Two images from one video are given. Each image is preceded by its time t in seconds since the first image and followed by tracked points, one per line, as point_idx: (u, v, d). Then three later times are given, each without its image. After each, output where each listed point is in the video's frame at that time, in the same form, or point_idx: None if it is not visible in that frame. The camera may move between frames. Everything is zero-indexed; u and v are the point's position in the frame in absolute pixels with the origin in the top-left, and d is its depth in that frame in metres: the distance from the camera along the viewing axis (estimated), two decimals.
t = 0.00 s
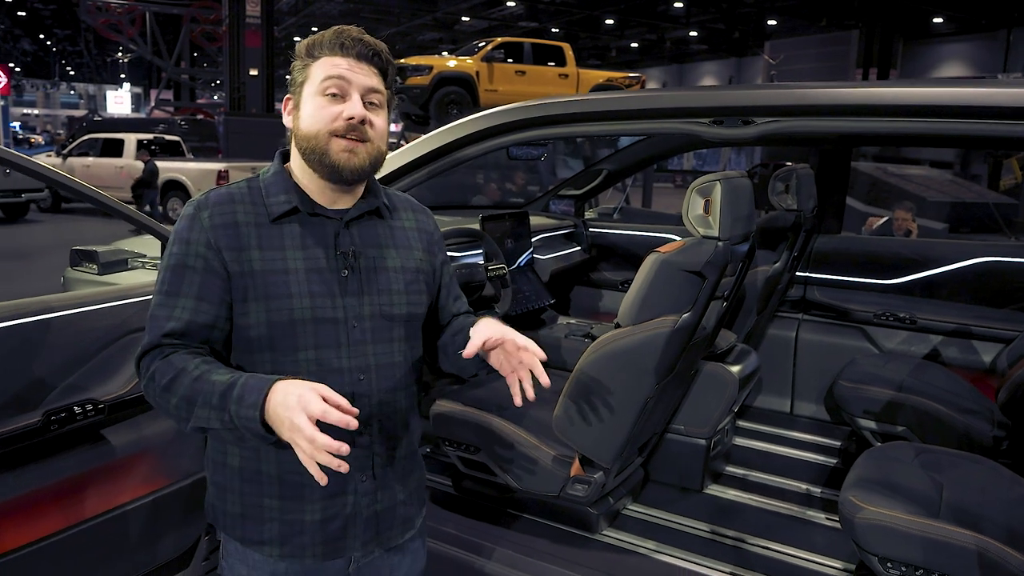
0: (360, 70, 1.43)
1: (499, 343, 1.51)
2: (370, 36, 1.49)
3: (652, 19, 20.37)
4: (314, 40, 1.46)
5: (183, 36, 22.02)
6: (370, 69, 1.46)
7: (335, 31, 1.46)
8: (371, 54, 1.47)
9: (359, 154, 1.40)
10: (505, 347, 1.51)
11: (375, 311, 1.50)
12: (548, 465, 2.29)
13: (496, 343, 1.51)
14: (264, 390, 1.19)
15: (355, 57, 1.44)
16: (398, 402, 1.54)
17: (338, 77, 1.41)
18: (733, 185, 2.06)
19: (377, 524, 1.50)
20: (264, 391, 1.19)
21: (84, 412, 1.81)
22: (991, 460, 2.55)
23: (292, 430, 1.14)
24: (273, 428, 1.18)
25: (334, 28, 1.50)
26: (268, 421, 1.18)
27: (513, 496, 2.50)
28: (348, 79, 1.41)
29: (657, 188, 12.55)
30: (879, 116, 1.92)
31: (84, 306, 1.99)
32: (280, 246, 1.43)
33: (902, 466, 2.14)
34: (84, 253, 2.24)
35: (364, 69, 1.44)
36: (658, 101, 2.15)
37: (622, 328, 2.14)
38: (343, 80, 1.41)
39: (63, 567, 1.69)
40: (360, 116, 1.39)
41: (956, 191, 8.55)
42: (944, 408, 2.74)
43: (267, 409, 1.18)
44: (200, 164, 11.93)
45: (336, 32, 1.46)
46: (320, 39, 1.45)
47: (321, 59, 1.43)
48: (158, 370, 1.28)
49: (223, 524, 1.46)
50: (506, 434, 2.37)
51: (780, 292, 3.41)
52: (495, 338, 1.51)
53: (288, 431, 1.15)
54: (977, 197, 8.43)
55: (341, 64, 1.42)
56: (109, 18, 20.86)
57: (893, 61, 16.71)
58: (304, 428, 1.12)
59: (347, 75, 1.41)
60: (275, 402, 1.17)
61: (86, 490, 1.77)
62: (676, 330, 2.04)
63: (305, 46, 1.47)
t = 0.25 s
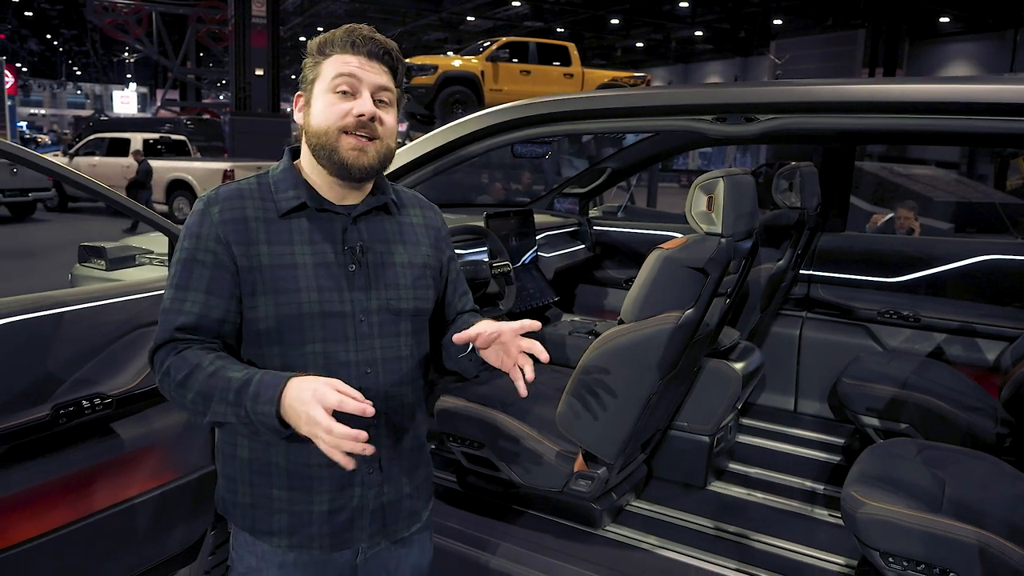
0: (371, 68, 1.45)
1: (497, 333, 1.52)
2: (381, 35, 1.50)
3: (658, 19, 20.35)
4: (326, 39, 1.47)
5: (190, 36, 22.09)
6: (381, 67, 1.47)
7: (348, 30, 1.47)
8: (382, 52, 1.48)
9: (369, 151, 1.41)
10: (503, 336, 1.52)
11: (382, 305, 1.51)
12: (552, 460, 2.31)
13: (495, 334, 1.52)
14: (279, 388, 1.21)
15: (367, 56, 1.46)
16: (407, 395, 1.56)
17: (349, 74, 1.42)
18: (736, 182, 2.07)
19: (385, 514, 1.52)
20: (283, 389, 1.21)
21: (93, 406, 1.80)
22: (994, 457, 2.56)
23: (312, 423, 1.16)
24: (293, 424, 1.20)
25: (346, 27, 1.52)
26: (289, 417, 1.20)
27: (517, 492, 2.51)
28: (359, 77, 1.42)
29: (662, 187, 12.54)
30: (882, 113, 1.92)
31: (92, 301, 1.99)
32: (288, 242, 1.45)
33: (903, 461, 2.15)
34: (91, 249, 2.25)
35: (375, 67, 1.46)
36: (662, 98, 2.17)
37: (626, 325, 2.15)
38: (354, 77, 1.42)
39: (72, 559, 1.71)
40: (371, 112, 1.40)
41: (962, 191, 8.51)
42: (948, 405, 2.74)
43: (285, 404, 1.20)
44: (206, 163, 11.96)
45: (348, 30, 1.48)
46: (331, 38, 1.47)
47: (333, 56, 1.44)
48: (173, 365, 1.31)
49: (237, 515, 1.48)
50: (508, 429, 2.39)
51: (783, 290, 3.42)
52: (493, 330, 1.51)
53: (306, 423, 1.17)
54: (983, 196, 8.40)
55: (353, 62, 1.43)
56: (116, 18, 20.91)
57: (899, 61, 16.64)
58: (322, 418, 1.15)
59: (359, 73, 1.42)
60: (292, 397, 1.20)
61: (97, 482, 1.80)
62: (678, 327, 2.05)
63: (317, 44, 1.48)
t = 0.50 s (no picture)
0: (382, 73, 1.47)
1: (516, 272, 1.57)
2: (391, 40, 1.52)
3: (660, 19, 20.35)
4: (337, 42, 1.49)
5: (193, 36, 22.15)
6: (391, 72, 1.49)
7: (359, 34, 1.49)
8: (393, 58, 1.50)
9: (378, 156, 1.44)
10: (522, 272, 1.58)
11: (392, 302, 1.54)
12: (553, 459, 2.33)
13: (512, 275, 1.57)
14: (320, 354, 1.23)
15: (378, 61, 1.48)
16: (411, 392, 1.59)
17: (361, 79, 1.44)
18: (735, 183, 2.09)
19: (396, 509, 1.54)
20: (325, 353, 1.22)
21: (99, 405, 1.83)
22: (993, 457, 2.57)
23: (365, 371, 1.17)
24: (340, 385, 1.21)
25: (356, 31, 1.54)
26: (335, 379, 1.21)
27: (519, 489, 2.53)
28: (371, 82, 1.44)
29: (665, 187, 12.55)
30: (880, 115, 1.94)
31: (101, 300, 1.99)
32: (303, 241, 1.46)
33: (901, 461, 2.16)
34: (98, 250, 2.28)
35: (385, 72, 1.48)
36: (663, 100, 2.18)
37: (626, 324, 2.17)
38: (366, 82, 1.44)
39: (75, 557, 1.74)
40: (382, 118, 1.43)
41: (965, 191, 8.48)
42: (947, 404, 2.76)
43: (331, 370, 1.21)
44: (209, 163, 11.99)
45: (360, 34, 1.49)
46: (343, 42, 1.48)
47: (345, 60, 1.46)
48: (200, 361, 1.29)
49: (244, 512, 1.50)
50: (511, 429, 2.40)
51: (784, 290, 3.43)
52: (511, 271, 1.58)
53: (359, 379, 1.18)
54: (985, 196, 8.40)
55: (364, 67, 1.45)
56: (119, 19, 20.95)
57: (903, 61, 16.60)
58: (375, 361, 1.16)
59: (370, 78, 1.44)
60: (336, 358, 1.20)
61: (103, 480, 1.83)
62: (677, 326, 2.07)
63: (328, 47, 1.50)
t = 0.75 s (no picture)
0: (377, 75, 1.48)
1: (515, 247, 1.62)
2: (383, 42, 1.54)
3: (662, 19, 20.37)
4: (330, 48, 1.51)
5: (195, 36, 22.18)
6: (386, 75, 1.51)
7: (352, 38, 1.51)
8: (386, 60, 1.52)
9: (376, 157, 1.45)
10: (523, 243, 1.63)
11: (397, 303, 1.57)
12: (551, 459, 2.34)
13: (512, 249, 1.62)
14: (357, 332, 1.21)
15: (371, 64, 1.49)
16: (413, 392, 1.61)
17: (356, 82, 1.46)
18: (733, 186, 2.11)
19: (403, 508, 1.56)
20: (364, 330, 1.21)
21: (102, 405, 1.84)
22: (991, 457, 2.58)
23: (406, 340, 1.15)
24: (382, 360, 1.19)
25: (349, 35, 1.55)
26: (377, 354, 1.19)
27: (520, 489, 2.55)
28: (366, 84, 1.46)
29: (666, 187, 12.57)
30: (874, 118, 1.95)
31: (99, 302, 2.00)
32: (314, 244, 1.47)
33: (896, 461, 2.18)
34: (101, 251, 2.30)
35: (380, 74, 1.50)
36: (661, 103, 2.20)
37: (624, 325, 2.19)
38: (361, 86, 1.46)
39: (77, 556, 1.76)
40: (378, 119, 1.44)
41: (966, 190, 8.48)
42: (945, 405, 2.77)
43: (371, 346, 1.19)
44: (211, 163, 12.01)
45: (353, 39, 1.51)
46: (336, 47, 1.50)
47: (339, 65, 1.48)
48: (229, 360, 1.28)
49: (245, 512, 1.51)
50: (512, 430, 2.41)
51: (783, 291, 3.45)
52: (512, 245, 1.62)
53: (402, 350, 1.16)
54: (986, 195, 8.40)
55: (359, 70, 1.47)
56: (122, 19, 20.96)
57: (904, 60, 16.60)
58: (417, 328, 1.15)
59: (365, 80, 1.46)
60: (375, 334, 1.19)
61: (105, 480, 1.84)
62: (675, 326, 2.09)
63: (322, 53, 1.52)
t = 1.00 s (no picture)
0: (378, 78, 1.49)
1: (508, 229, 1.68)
2: (383, 44, 1.55)
3: (663, 19, 20.37)
4: (331, 50, 1.51)
5: (196, 37, 22.19)
6: (386, 77, 1.51)
7: (352, 40, 1.51)
8: (387, 62, 1.52)
9: (378, 160, 1.47)
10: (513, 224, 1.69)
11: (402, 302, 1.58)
12: (552, 459, 2.35)
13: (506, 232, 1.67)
14: (388, 316, 1.26)
15: (373, 66, 1.50)
16: (418, 392, 1.62)
17: (359, 85, 1.46)
18: (732, 186, 2.11)
19: (410, 506, 1.57)
20: (395, 310, 1.26)
21: (104, 405, 1.85)
22: (990, 457, 2.59)
23: (440, 314, 1.21)
24: (417, 336, 1.24)
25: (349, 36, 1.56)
26: (411, 332, 1.24)
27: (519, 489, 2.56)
28: (368, 87, 1.47)
29: (667, 187, 12.58)
30: (872, 119, 1.96)
31: (101, 303, 2.00)
32: (325, 244, 1.47)
33: (894, 461, 2.19)
34: (103, 252, 2.31)
35: (382, 77, 1.50)
36: (662, 104, 2.21)
37: (624, 325, 2.20)
38: (363, 88, 1.46)
39: (78, 555, 1.77)
40: (381, 122, 1.46)
41: (967, 190, 8.48)
42: (945, 405, 2.78)
43: (406, 328, 1.24)
44: (212, 163, 12.02)
45: (353, 40, 1.51)
46: (338, 48, 1.50)
47: (341, 67, 1.48)
48: (262, 356, 1.27)
49: (252, 513, 1.51)
50: (514, 430, 2.42)
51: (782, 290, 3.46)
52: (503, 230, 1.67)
53: (438, 328, 1.21)
54: (986, 194, 8.41)
55: (361, 72, 1.47)
56: (123, 19, 20.96)
57: (904, 61, 16.59)
58: (450, 302, 1.20)
59: (368, 83, 1.47)
60: (410, 315, 1.24)
61: (108, 479, 1.85)
62: (676, 326, 2.10)
63: (323, 55, 1.52)
